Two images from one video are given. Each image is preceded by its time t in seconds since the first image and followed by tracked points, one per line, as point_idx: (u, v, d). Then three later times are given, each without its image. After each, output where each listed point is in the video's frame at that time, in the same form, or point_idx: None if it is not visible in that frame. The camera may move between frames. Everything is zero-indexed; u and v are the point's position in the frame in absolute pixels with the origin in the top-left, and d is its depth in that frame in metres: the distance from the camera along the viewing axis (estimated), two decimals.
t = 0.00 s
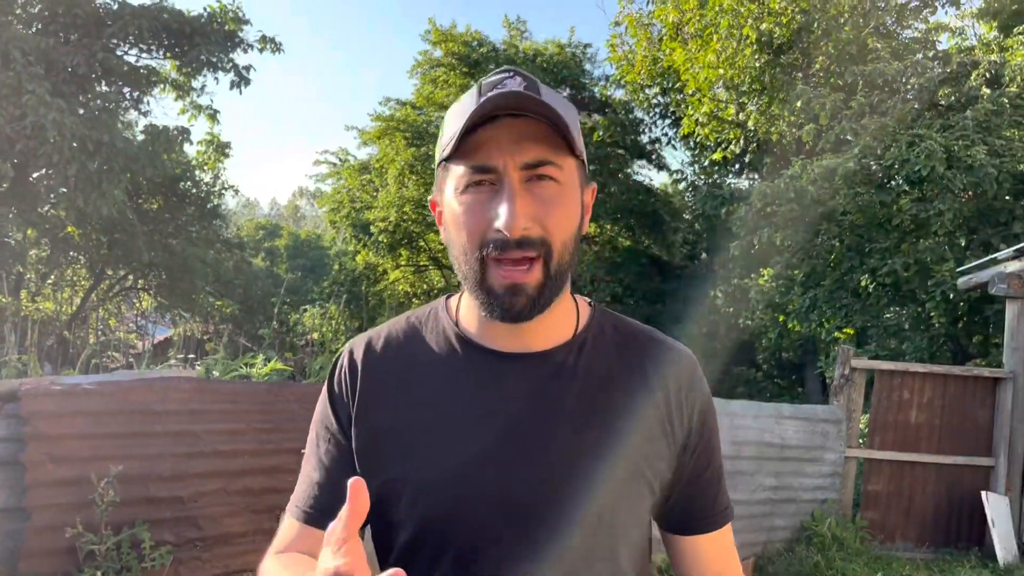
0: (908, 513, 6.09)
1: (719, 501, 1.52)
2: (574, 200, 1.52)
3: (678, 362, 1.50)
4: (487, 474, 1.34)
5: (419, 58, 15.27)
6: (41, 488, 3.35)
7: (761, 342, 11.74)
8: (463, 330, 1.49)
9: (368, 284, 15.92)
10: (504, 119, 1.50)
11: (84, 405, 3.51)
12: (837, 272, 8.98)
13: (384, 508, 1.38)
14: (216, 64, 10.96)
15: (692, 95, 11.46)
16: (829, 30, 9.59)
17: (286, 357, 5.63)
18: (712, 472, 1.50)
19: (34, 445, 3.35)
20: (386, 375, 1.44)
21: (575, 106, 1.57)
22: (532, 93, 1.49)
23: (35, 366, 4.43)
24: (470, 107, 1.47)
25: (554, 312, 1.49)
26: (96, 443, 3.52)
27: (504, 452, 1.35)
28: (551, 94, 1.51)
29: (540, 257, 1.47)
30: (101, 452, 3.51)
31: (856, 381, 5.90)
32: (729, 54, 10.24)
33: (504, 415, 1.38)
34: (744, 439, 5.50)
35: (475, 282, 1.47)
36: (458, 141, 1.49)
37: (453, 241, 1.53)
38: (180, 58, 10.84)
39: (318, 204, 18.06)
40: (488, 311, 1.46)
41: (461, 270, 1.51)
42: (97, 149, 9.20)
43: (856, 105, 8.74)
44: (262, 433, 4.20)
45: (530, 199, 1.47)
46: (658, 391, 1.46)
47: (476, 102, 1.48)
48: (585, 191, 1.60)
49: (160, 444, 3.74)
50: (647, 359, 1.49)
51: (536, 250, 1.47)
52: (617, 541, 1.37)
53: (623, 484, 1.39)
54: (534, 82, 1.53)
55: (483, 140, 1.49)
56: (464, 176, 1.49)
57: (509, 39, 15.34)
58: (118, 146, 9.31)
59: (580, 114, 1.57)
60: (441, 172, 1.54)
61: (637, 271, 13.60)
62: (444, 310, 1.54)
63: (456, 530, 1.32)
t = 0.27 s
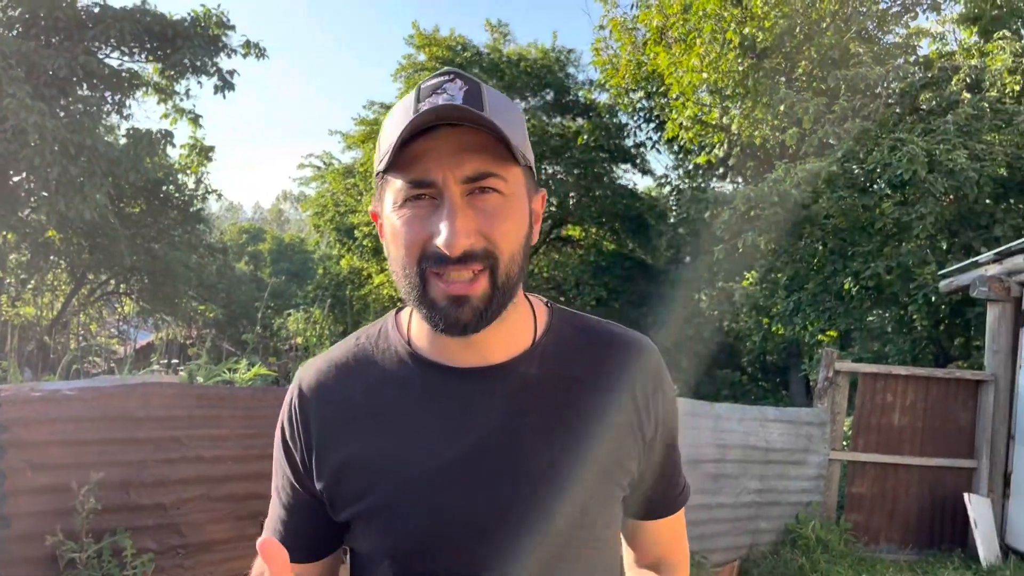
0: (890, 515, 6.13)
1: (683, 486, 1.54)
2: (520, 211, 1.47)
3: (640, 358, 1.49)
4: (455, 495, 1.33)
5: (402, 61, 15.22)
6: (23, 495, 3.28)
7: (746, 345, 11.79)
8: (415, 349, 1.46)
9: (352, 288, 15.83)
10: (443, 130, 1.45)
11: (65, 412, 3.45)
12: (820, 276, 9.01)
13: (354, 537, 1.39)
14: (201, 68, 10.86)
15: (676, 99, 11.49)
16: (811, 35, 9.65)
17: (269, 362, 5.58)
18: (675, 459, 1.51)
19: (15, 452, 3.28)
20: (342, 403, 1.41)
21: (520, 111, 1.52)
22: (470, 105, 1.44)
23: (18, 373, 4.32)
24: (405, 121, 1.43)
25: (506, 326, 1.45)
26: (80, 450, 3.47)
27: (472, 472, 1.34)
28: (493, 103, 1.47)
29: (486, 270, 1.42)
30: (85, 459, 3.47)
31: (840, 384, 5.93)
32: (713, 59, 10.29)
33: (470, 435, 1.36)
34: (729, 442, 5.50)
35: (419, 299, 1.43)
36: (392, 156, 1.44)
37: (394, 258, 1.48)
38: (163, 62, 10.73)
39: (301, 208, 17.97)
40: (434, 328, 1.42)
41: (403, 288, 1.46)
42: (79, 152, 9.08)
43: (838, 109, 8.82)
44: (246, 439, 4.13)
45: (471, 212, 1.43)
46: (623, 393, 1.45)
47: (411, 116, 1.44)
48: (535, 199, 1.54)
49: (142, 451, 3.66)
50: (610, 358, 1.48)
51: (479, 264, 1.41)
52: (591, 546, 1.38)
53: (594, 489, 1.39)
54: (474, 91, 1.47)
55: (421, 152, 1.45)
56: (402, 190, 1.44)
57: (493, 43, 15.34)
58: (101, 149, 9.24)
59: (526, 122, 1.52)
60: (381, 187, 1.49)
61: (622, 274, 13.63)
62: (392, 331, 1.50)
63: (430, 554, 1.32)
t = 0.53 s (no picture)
0: (878, 518, 6.14)
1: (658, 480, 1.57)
2: (479, 221, 1.50)
3: (608, 358, 1.51)
4: (428, 510, 1.36)
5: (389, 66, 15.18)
6: (6, 503, 3.27)
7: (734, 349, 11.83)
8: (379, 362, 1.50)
9: (340, 293, 15.76)
10: (401, 143, 1.47)
11: (48, 419, 3.41)
12: (807, 280, 9.03)
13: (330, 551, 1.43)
14: (188, 72, 10.82)
15: (664, 104, 11.52)
16: (796, 40, 9.76)
17: (256, 367, 5.52)
18: (649, 454, 1.53)
19: None
20: (312, 421, 1.45)
21: (477, 119, 1.54)
22: (423, 116, 1.46)
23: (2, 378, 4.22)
24: (360, 137, 1.45)
25: (469, 337, 1.49)
26: (63, 458, 3.43)
27: (443, 485, 1.37)
28: (448, 113, 1.49)
29: (445, 284, 1.46)
30: (67, 466, 3.43)
31: (827, 388, 5.95)
32: (700, 64, 10.38)
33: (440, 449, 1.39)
34: (717, 446, 5.50)
35: (378, 313, 1.47)
36: (348, 172, 1.47)
37: (354, 272, 1.52)
38: (149, 66, 10.65)
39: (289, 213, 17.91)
40: (394, 343, 1.46)
41: (364, 301, 1.50)
42: (64, 157, 9.01)
43: (824, 114, 8.88)
44: (232, 446, 3.99)
45: (429, 226, 1.47)
46: (592, 395, 1.47)
47: (365, 131, 1.46)
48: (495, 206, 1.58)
49: (127, 458, 3.61)
50: (578, 362, 1.50)
51: (439, 277, 1.46)
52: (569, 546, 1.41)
53: (569, 493, 1.41)
54: (429, 101, 1.49)
55: (378, 167, 1.47)
56: (359, 206, 1.48)
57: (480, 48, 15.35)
58: (86, 153, 9.20)
59: (483, 129, 1.54)
60: (337, 201, 1.52)
61: (610, 279, 13.66)
62: (358, 344, 1.54)
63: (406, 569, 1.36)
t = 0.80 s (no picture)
0: (868, 523, 6.15)
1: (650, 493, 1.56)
2: (480, 225, 1.48)
3: (602, 367, 1.51)
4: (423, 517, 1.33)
5: (379, 73, 15.18)
6: None
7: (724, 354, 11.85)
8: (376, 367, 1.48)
9: (330, 299, 15.68)
10: (401, 143, 1.46)
11: (34, 428, 3.37)
12: (796, 285, 9.12)
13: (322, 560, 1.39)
14: (175, 78, 10.73)
15: (653, 109, 11.55)
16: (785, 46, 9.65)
17: (245, 375, 5.47)
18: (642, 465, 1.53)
19: None
20: (308, 427, 1.42)
21: (476, 123, 1.53)
22: (425, 117, 1.45)
23: None
24: (362, 135, 1.43)
25: (467, 341, 1.47)
26: (50, 466, 3.39)
27: (440, 491, 1.34)
28: (448, 115, 1.48)
29: (447, 285, 1.43)
30: (54, 475, 3.38)
31: (817, 393, 5.96)
32: (689, 70, 10.49)
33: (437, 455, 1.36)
34: (708, 452, 5.50)
35: (378, 315, 1.44)
36: (350, 172, 1.45)
37: (353, 274, 1.49)
38: (138, 72, 10.62)
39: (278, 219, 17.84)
40: (395, 346, 1.43)
41: (363, 303, 1.47)
42: (51, 163, 8.93)
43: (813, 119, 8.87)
44: (222, 453, 3.95)
45: (430, 227, 1.44)
46: (588, 404, 1.46)
47: (367, 131, 1.44)
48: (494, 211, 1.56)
49: (114, 466, 3.56)
50: (574, 369, 1.49)
51: (439, 279, 1.43)
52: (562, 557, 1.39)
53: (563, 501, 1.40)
54: (431, 103, 1.48)
55: (379, 167, 1.46)
56: (361, 207, 1.45)
57: (470, 54, 15.37)
58: (74, 160, 9.08)
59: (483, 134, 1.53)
60: (338, 201, 1.50)
61: (601, 284, 13.67)
62: (353, 349, 1.52)
63: None
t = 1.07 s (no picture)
0: (860, 528, 6.16)
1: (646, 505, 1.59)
2: (495, 231, 1.52)
3: (606, 379, 1.54)
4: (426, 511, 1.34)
5: (371, 78, 15.17)
6: None
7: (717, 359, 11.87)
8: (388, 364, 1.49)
9: (322, 305, 15.63)
10: (426, 147, 1.51)
11: (24, 435, 3.34)
12: (787, 291, 9.19)
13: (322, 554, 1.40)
14: (167, 84, 10.74)
15: (646, 115, 11.57)
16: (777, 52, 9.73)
17: (237, 381, 5.43)
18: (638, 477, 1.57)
19: None
20: (313, 420, 1.43)
21: (496, 134, 1.58)
22: (451, 123, 1.50)
23: None
24: (390, 134, 1.48)
25: (479, 341, 1.49)
26: (39, 473, 3.36)
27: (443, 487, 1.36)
28: (472, 123, 1.53)
29: (462, 285, 1.46)
30: (43, 483, 3.35)
31: (808, 399, 5.96)
32: (681, 76, 10.51)
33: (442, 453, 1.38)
34: (700, 457, 5.50)
35: (396, 311, 1.47)
36: (377, 170, 1.49)
37: (372, 271, 1.51)
38: (128, 77, 10.57)
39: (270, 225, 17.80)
40: (411, 341, 1.45)
41: (381, 300, 1.50)
42: (40, 168, 8.88)
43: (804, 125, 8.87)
44: (213, 460, 3.92)
45: (449, 228, 1.48)
46: (589, 412, 1.49)
47: (394, 132, 1.49)
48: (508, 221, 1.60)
49: (105, 473, 3.54)
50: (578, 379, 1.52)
51: (456, 279, 1.46)
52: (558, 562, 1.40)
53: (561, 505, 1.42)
54: (456, 112, 1.54)
55: (403, 168, 1.50)
56: (384, 205, 1.49)
57: (462, 60, 15.39)
58: (63, 165, 9.10)
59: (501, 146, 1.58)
60: (360, 200, 1.54)
61: (594, 290, 13.69)
62: (367, 347, 1.54)
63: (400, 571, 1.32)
